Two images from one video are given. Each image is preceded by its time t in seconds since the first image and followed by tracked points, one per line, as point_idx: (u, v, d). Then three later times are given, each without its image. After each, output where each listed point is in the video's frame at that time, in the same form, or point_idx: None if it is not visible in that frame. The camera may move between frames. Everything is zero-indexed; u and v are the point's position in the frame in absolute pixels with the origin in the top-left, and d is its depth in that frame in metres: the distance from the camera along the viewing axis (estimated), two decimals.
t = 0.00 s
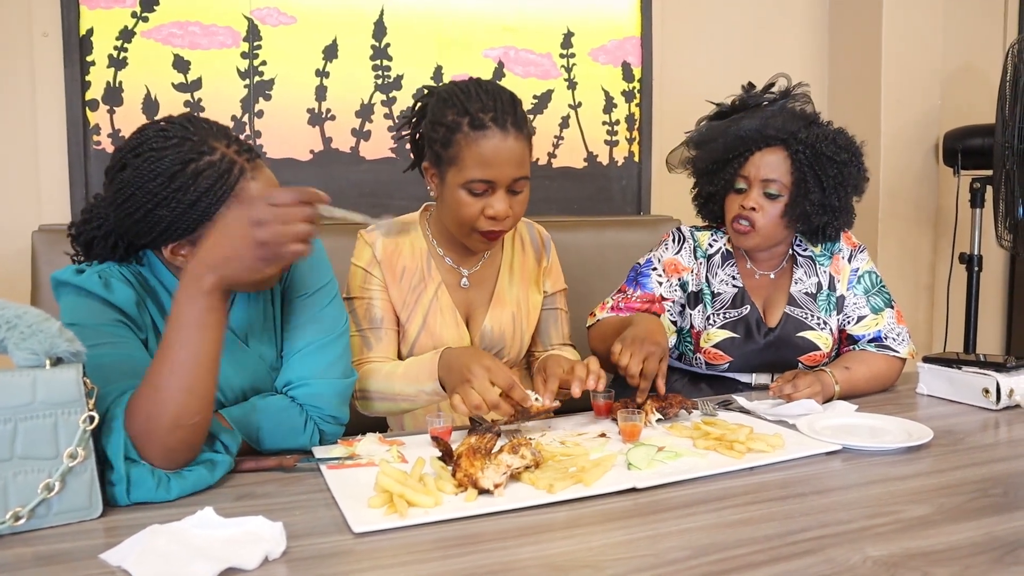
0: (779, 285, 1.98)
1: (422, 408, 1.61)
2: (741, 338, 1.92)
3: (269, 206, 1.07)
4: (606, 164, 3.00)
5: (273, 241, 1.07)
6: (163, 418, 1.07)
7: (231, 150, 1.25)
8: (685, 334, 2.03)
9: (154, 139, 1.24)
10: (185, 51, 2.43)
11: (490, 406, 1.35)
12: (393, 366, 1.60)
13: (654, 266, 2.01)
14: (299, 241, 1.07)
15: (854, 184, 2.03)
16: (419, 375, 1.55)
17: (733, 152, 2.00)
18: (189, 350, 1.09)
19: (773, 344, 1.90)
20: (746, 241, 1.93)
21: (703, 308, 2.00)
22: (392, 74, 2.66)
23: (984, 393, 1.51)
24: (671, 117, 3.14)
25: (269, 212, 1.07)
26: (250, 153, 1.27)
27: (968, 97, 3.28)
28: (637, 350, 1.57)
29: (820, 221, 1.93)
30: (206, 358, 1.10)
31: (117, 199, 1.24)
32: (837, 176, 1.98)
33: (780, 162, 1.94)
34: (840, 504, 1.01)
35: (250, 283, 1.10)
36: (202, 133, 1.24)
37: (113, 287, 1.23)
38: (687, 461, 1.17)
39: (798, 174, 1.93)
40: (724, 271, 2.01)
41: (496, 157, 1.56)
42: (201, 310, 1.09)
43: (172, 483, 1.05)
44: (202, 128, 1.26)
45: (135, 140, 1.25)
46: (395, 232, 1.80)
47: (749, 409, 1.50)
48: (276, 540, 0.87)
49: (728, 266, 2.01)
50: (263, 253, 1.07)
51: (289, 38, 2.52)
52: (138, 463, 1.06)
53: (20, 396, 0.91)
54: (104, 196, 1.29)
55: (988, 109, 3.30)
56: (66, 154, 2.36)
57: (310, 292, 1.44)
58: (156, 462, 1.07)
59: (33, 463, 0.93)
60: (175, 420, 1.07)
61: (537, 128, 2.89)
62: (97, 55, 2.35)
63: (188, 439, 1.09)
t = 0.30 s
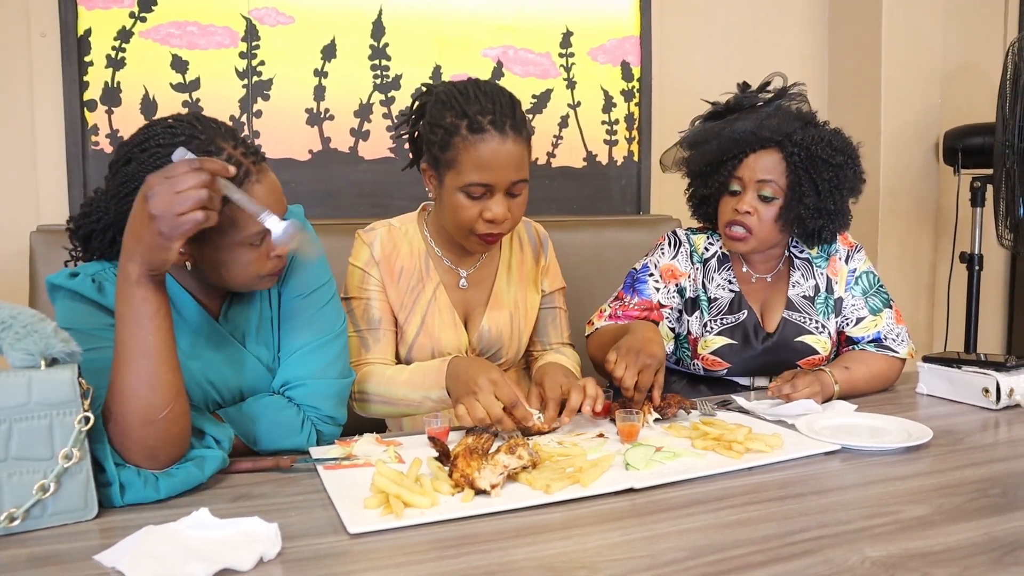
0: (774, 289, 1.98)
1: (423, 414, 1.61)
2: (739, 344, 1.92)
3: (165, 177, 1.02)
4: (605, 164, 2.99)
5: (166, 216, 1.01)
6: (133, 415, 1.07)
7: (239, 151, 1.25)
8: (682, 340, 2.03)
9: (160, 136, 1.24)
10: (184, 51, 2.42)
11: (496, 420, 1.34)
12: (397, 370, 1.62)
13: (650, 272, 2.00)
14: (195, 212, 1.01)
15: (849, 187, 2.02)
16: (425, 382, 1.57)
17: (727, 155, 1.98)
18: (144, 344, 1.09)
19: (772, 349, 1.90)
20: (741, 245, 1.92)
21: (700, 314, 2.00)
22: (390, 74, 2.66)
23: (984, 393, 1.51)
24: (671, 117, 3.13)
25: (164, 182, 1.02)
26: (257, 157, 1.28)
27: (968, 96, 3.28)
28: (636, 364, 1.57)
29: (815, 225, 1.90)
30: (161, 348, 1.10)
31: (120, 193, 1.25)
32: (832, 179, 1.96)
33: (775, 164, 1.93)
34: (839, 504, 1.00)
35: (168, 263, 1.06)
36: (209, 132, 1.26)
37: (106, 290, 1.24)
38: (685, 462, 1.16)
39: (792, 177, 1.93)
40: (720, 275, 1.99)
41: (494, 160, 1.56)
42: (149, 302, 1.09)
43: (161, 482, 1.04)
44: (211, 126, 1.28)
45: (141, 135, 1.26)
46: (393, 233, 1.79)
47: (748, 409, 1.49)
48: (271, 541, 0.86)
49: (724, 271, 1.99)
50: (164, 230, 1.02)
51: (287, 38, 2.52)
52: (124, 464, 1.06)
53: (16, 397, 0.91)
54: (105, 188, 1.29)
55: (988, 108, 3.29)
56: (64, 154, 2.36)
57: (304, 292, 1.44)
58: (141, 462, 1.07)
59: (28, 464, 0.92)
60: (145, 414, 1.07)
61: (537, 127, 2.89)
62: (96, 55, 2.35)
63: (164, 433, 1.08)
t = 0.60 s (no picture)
0: (774, 291, 1.97)
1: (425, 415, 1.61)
2: (739, 346, 1.91)
3: (190, 189, 1.06)
4: (606, 164, 2.99)
5: (173, 223, 1.03)
6: (130, 414, 1.07)
7: (238, 150, 1.26)
8: (682, 343, 2.03)
9: (160, 132, 1.24)
10: (183, 52, 2.42)
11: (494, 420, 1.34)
12: (399, 371, 1.61)
13: (649, 275, 1.99)
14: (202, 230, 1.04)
15: (848, 186, 2.01)
16: (429, 383, 1.56)
17: (724, 156, 1.98)
18: (141, 344, 1.09)
19: (772, 351, 1.89)
20: (739, 247, 1.92)
21: (700, 317, 1.99)
22: (391, 74, 2.66)
23: (986, 392, 1.50)
24: (671, 117, 3.13)
25: (187, 192, 1.05)
26: (256, 155, 1.29)
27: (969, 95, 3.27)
28: (635, 368, 1.56)
29: (812, 226, 1.89)
30: (159, 348, 1.10)
31: (119, 190, 1.24)
32: (830, 180, 1.95)
33: (772, 164, 1.92)
34: (840, 504, 1.00)
35: (162, 271, 1.08)
36: (210, 130, 1.26)
37: (104, 293, 1.24)
38: (685, 462, 1.16)
39: (789, 178, 1.92)
40: (719, 276, 1.99)
41: (495, 162, 1.55)
42: (146, 303, 1.10)
43: (159, 484, 1.04)
44: (211, 125, 1.28)
45: (141, 132, 1.25)
46: (392, 233, 1.79)
47: (750, 409, 1.49)
48: (270, 542, 0.86)
49: (724, 272, 1.99)
50: (165, 234, 1.04)
51: (288, 38, 2.52)
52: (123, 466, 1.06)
53: (13, 399, 0.90)
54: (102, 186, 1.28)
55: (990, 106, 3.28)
56: (64, 156, 2.36)
57: (302, 295, 1.43)
58: (141, 464, 1.07)
59: (27, 466, 0.92)
60: (142, 414, 1.07)
61: (537, 127, 2.88)
62: (96, 57, 2.35)
63: (163, 435, 1.08)
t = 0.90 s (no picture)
0: (774, 292, 1.96)
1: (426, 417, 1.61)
2: (739, 347, 1.91)
3: (194, 198, 1.06)
4: (606, 164, 2.98)
5: (173, 230, 1.03)
6: (129, 417, 1.06)
7: (234, 152, 1.26)
8: (682, 343, 2.03)
9: (155, 137, 1.23)
10: (183, 53, 2.42)
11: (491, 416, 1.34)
12: (400, 373, 1.61)
13: (649, 275, 1.99)
14: (200, 241, 1.03)
15: (846, 187, 2.00)
16: (432, 384, 1.56)
17: (720, 160, 1.99)
18: (139, 346, 1.09)
19: (773, 352, 1.89)
20: (737, 252, 1.91)
21: (700, 318, 1.99)
22: (390, 75, 2.66)
23: (988, 392, 1.49)
24: (672, 117, 3.12)
25: (191, 200, 1.05)
26: (252, 157, 1.29)
27: (971, 94, 3.26)
28: (631, 372, 1.56)
29: (809, 229, 1.89)
30: (158, 350, 1.10)
31: (116, 196, 1.24)
32: (826, 182, 1.95)
33: (768, 168, 1.92)
34: (841, 506, 0.99)
35: (160, 274, 1.07)
36: (205, 133, 1.26)
37: (103, 295, 1.23)
38: (685, 463, 1.15)
39: (784, 182, 1.92)
40: (719, 277, 1.98)
41: (495, 165, 1.55)
42: (145, 304, 1.10)
43: (158, 486, 1.04)
44: (205, 128, 1.27)
45: (137, 137, 1.25)
46: (390, 234, 1.79)
47: (751, 409, 1.48)
48: (268, 545, 0.85)
49: (724, 273, 1.98)
50: (164, 239, 1.04)
51: (287, 39, 2.52)
52: (122, 468, 1.05)
53: (10, 401, 0.89)
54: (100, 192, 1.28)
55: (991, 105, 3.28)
56: (64, 157, 2.36)
57: (300, 296, 1.43)
58: (139, 466, 1.06)
59: (24, 468, 0.92)
60: (140, 416, 1.06)
61: (537, 128, 2.88)
62: (95, 58, 2.35)
63: (161, 437, 1.08)
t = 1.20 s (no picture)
0: (774, 293, 1.95)
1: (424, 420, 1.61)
2: (740, 351, 1.90)
3: (201, 201, 1.06)
4: (607, 165, 2.98)
5: (178, 233, 1.03)
6: (129, 419, 1.06)
7: (238, 156, 1.26)
8: (683, 347, 2.02)
9: (158, 141, 1.23)
10: (184, 55, 2.42)
11: (490, 417, 1.34)
12: (400, 377, 1.60)
13: (650, 278, 1.99)
14: (205, 244, 1.03)
15: (845, 187, 1.98)
16: (430, 387, 1.56)
17: (720, 154, 1.99)
18: (141, 349, 1.08)
19: (774, 354, 1.88)
20: (733, 246, 1.91)
21: (701, 321, 1.98)
22: (391, 76, 2.65)
23: (990, 394, 1.49)
24: (673, 118, 3.12)
25: (196, 204, 1.05)
26: (256, 161, 1.29)
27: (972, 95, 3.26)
28: (633, 378, 1.53)
29: (805, 225, 1.88)
30: (160, 352, 1.10)
31: (118, 200, 1.24)
32: (824, 178, 1.93)
33: (767, 164, 1.92)
34: (842, 509, 0.99)
35: (163, 277, 1.07)
36: (208, 137, 1.25)
37: (104, 296, 1.23)
38: (686, 466, 1.15)
39: (782, 177, 1.91)
40: (720, 280, 1.98)
41: (528, 166, 1.61)
42: (146, 306, 1.09)
43: (158, 488, 1.04)
44: (208, 132, 1.27)
45: (140, 141, 1.25)
46: (387, 238, 1.78)
47: (752, 412, 1.48)
48: (267, 547, 0.85)
49: (724, 276, 1.98)
50: (169, 242, 1.03)
51: (288, 41, 2.52)
52: (121, 470, 1.05)
53: (9, 403, 0.89)
54: (102, 194, 1.28)
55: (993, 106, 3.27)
56: (65, 158, 2.36)
57: (301, 297, 1.43)
58: (138, 468, 1.06)
59: (23, 470, 0.91)
60: (141, 419, 1.06)
61: (538, 129, 2.88)
62: (96, 59, 2.35)
63: (161, 440, 1.07)
